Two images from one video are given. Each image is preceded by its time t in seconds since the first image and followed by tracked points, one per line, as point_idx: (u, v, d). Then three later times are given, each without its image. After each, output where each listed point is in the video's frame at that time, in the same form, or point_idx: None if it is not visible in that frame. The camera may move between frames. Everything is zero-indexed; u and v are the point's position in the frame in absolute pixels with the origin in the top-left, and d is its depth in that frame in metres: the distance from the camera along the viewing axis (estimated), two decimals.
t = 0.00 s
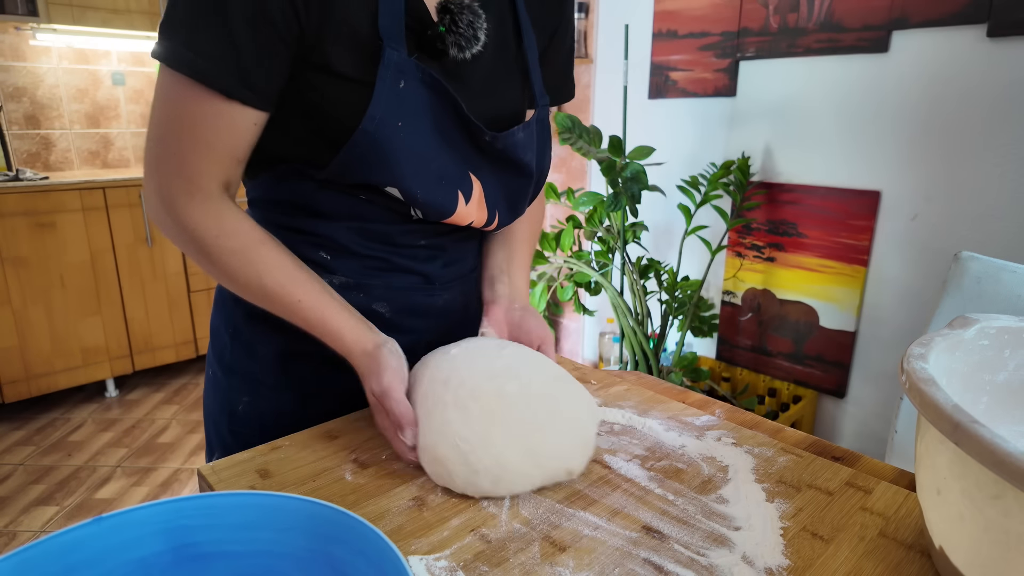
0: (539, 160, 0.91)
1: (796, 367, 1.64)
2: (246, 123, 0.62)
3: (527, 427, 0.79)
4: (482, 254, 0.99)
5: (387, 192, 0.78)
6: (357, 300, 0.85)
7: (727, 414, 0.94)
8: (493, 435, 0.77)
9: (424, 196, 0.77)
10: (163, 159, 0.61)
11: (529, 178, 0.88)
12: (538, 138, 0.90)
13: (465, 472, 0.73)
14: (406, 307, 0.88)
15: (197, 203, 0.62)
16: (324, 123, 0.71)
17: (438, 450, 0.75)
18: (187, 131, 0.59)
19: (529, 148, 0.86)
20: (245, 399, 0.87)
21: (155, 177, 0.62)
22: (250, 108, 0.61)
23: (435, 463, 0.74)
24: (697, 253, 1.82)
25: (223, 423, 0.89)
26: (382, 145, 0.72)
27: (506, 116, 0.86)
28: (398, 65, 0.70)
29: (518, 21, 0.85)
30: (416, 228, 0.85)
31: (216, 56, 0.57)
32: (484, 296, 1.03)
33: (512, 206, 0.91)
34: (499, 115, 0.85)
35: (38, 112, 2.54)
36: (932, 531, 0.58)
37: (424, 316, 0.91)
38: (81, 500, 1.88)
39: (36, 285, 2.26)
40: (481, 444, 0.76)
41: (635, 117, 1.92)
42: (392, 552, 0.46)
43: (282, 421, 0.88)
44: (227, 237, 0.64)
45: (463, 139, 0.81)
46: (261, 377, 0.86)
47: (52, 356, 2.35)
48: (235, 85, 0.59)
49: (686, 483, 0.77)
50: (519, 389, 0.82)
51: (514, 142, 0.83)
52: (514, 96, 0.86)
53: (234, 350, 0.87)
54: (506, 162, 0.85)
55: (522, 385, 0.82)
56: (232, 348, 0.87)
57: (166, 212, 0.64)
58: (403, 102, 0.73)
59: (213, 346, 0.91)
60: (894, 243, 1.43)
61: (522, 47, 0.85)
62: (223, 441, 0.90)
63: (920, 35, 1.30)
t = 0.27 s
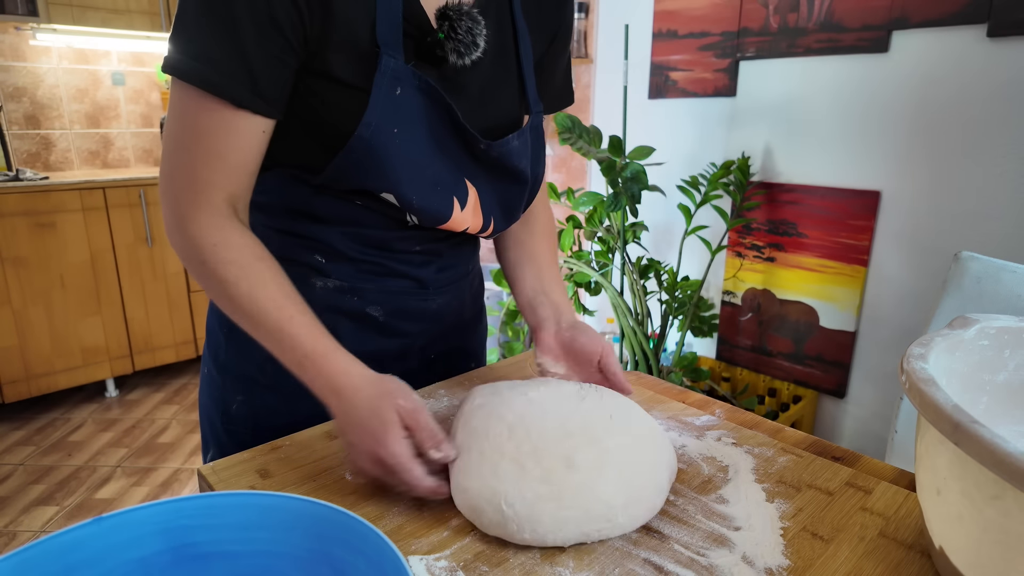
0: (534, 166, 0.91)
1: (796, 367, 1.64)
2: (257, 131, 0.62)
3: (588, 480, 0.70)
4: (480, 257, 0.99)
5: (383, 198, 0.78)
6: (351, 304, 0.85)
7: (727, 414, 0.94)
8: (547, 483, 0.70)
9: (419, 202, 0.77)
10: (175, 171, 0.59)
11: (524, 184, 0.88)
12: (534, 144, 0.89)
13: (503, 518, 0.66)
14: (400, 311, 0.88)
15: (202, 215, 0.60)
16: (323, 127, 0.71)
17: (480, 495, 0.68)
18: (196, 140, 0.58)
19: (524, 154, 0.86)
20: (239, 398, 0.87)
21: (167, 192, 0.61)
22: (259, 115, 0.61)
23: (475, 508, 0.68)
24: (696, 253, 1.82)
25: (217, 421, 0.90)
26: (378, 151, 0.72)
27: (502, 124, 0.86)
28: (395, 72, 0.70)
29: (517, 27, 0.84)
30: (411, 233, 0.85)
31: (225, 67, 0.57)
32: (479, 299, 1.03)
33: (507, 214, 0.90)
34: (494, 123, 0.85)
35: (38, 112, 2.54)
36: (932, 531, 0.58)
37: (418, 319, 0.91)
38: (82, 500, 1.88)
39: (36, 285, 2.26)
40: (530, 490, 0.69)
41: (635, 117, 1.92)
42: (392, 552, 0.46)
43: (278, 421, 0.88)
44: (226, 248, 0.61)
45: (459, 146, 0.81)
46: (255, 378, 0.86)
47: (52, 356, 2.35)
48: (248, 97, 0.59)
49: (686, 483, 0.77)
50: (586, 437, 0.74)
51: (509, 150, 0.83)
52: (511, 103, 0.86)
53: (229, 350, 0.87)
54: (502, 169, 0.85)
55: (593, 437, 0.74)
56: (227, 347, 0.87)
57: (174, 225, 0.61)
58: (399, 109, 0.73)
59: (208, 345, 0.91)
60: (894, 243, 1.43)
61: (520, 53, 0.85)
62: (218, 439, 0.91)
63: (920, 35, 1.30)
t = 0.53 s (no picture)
0: (530, 166, 0.90)
1: (796, 367, 1.64)
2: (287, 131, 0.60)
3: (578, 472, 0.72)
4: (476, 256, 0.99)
5: (378, 199, 0.78)
6: (347, 303, 0.85)
7: (727, 414, 0.94)
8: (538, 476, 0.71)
9: (414, 202, 0.77)
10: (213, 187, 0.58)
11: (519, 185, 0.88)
12: (531, 145, 0.89)
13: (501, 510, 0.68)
14: (395, 311, 0.88)
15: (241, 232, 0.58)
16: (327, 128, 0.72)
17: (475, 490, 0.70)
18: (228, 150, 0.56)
19: (519, 155, 0.86)
20: (235, 397, 0.87)
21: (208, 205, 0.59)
22: (286, 113, 0.59)
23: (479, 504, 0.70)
24: (696, 253, 1.82)
25: (214, 420, 0.90)
26: (375, 151, 0.72)
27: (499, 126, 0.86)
28: (391, 73, 0.71)
29: (512, 30, 0.84)
30: (407, 233, 0.84)
31: (244, 67, 0.57)
32: (474, 299, 1.03)
33: (502, 213, 0.90)
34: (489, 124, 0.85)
35: (38, 112, 2.55)
36: (932, 531, 0.58)
37: (414, 319, 0.91)
38: (81, 500, 1.88)
39: (36, 285, 2.26)
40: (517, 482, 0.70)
41: (635, 117, 1.92)
42: (392, 552, 0.46)
43: (277, 421, 0.88)
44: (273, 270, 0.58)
45: (453, 147, 0.81)
46: (253, 377, 0.86)
47: (52, 356, 2.35)
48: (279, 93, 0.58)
49: (686, 483, 0.77)
50: (576, 430, 0.75)
51: (504, 151, 0.83)
52: (507, 105, 0.86)
53: (225, 349, 0.87)
54: (499, 170, 0.85)
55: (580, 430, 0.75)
56: (223, 347, 0.87)
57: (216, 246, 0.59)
58: (396, 109, 0.73)
59: (205, 343, 0.91)
60: (894, 243, 1.43)
61: (515, 55, 0.85)
62: (215, 438, 0.91)
63: (920, 35, 1.30)
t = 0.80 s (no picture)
0: (524, 163, 0.90)
1: (796, 367, 1.64)
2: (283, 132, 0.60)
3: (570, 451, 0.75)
4: (473, 256, 0.99)
5: (372, 198, 0.79)
6: (343, 303, 0.85)
7: (727, 414, 0.94)
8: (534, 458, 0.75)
9: (408, 200, 0.77)
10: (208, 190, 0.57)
11: (514, 181, 0.88)
12: (524, 142, 0.89)
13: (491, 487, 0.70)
14: (391, 310, 0.88)
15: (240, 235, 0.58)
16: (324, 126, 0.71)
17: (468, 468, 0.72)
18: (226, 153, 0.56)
19: (512, 152, 0.85)
20: (233, 396, 0.87)
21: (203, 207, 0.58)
22: (284, 112, 0.59)
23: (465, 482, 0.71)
24: (696, 253, 1.82)
25: (212, 419, 0.90)
26: (367, 149, 0.72)
27: (494, 120, 0.85)
28: (383, 71, 0.71)
29: (507, 27, 0.84)
30: (402, 232, 0.84)
31: (245, 67, 0.56)
32: (472, 299, 1.03)
33: (497, 212, 0.90)
34: (484, 120, 0.84)
35: (38, 112, 2.54)
36: (932, 531, 0.58)
37: (410, 319, 0.91)
38: (82, 500, 1.88)
39: (36, 285, 2.26)
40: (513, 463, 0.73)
41: (635, 117, 1.92)
42: (392, 552, 0.46)
43: (276, 421, 0.88)
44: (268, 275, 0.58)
45: (445, 145, 0.81)
46: (251, 377, 0.86)
47: (52, 356, 2.35)
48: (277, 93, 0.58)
49: (686, 484, 0.77)
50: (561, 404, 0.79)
51: (497, 147, 0.83)
52: (501, 103, 0.86)
53: (223, 348, 0.87)
54: (492, 167, 0.85)
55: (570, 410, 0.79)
56: (220, 346, 0.87)
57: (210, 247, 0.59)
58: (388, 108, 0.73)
59: (203, 342, 0.91)
60: (894, 243, 1.43)
61: (510, 52, 0.85)
62: (213, 438, 0.91)
63: (920, 35, 1.30)
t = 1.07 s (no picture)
0: (527, 167, 0.90)
1: (796, 367, 1.64)
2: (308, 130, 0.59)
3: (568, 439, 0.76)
4: (475, 257, 0.99)
5: (377, 202, 0.78)
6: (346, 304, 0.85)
7: (728, 414, 0.94)
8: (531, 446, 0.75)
9: (413, 206, 0.77)
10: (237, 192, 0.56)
11: (514, 185, 0.88)
12: (526, 149, 0.89)
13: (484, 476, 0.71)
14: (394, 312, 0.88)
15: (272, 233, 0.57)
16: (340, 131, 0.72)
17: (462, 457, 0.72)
18: (255, 154, 0.55)
19: (515, 159, 0.86)
20: (235, 396, 0.87)
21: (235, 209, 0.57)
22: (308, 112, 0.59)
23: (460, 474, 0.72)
24: (697, 253, 1.82)
25: (213, 419, 0.90)
26: (373, 157, 0.73)
27: (495, 127, 0.86)
28: (389, 79, 0.71)
29: (507, 33, 0.84)
30: (405, 233, 0.84)
31: (270, 70, 0.56)
32: (473, 299, 1.03)
33: (499, 214, 0.90)
34: (485, 126, 0.85)
35: (38, 112, 2.55)
36: (932, 531, 0.58)
37: (412, 320, 0.91)
38: (81, 500, 1.88)
39: (36, 285, 2.26)
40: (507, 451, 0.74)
41: (635, 117, 1.92)
42: (392, 552, 0.46)
43: (276, 421, 0.88)
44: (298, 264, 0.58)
45: (450, 150, 0.81)
46: (252, 377, 0.86)
47: (52, 356, 2.35)
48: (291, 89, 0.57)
49: (686, 484, 0.77)
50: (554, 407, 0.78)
51: (501, 155, 0.83)
52: (503, 109, 0.86)
53: (225, 349, 0.87)
54: (495, 171, 0.85)
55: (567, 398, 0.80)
56: (223, 346, 0.87)
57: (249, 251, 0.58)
58: (393, 115, 0.73)
59: (206, 343, 0.92)
60: (894, 244, 1.43)
61: (512, 57, 0.84)
62: (215, 438, 0.91)
63: (920, 35, 1.30)
